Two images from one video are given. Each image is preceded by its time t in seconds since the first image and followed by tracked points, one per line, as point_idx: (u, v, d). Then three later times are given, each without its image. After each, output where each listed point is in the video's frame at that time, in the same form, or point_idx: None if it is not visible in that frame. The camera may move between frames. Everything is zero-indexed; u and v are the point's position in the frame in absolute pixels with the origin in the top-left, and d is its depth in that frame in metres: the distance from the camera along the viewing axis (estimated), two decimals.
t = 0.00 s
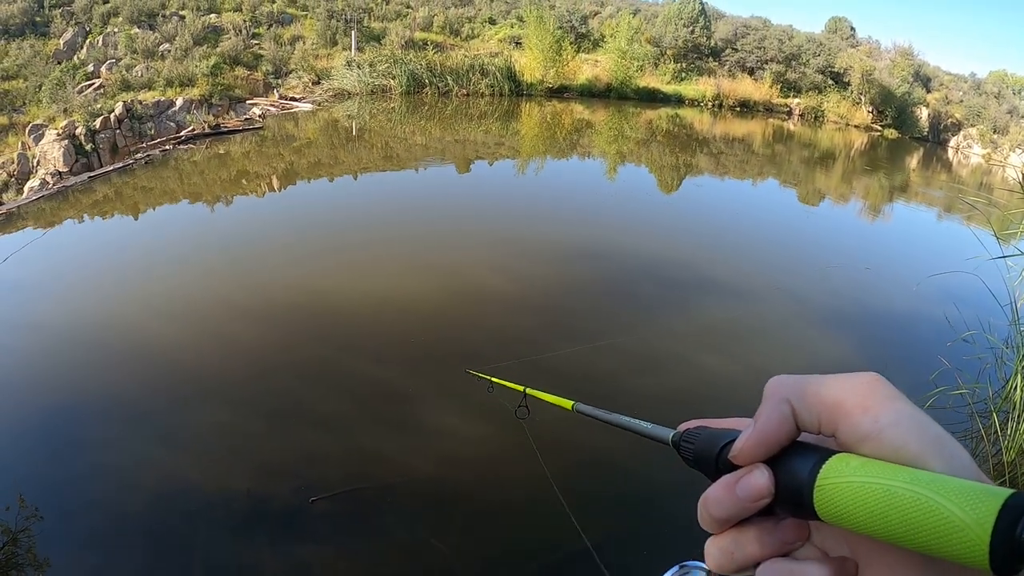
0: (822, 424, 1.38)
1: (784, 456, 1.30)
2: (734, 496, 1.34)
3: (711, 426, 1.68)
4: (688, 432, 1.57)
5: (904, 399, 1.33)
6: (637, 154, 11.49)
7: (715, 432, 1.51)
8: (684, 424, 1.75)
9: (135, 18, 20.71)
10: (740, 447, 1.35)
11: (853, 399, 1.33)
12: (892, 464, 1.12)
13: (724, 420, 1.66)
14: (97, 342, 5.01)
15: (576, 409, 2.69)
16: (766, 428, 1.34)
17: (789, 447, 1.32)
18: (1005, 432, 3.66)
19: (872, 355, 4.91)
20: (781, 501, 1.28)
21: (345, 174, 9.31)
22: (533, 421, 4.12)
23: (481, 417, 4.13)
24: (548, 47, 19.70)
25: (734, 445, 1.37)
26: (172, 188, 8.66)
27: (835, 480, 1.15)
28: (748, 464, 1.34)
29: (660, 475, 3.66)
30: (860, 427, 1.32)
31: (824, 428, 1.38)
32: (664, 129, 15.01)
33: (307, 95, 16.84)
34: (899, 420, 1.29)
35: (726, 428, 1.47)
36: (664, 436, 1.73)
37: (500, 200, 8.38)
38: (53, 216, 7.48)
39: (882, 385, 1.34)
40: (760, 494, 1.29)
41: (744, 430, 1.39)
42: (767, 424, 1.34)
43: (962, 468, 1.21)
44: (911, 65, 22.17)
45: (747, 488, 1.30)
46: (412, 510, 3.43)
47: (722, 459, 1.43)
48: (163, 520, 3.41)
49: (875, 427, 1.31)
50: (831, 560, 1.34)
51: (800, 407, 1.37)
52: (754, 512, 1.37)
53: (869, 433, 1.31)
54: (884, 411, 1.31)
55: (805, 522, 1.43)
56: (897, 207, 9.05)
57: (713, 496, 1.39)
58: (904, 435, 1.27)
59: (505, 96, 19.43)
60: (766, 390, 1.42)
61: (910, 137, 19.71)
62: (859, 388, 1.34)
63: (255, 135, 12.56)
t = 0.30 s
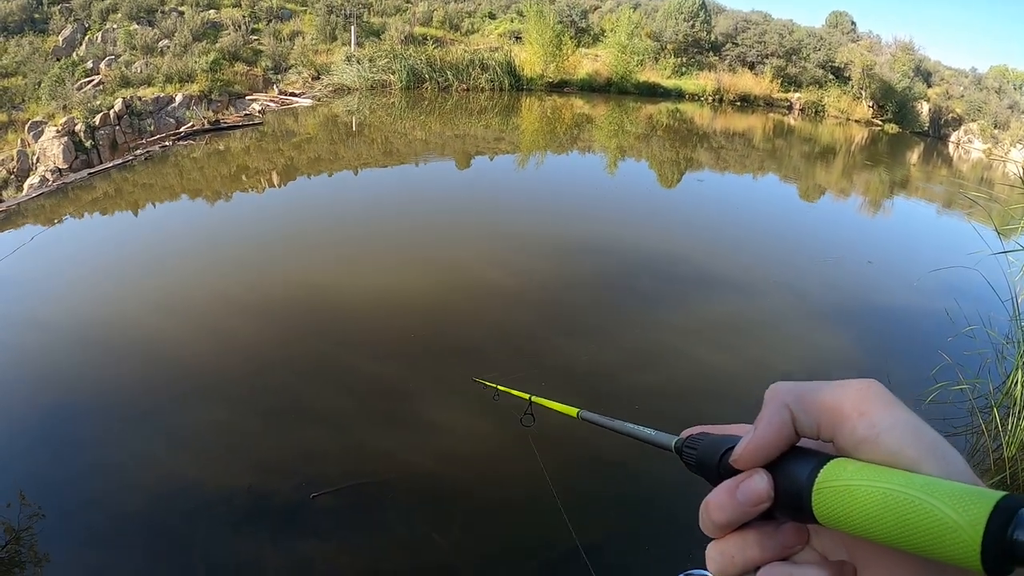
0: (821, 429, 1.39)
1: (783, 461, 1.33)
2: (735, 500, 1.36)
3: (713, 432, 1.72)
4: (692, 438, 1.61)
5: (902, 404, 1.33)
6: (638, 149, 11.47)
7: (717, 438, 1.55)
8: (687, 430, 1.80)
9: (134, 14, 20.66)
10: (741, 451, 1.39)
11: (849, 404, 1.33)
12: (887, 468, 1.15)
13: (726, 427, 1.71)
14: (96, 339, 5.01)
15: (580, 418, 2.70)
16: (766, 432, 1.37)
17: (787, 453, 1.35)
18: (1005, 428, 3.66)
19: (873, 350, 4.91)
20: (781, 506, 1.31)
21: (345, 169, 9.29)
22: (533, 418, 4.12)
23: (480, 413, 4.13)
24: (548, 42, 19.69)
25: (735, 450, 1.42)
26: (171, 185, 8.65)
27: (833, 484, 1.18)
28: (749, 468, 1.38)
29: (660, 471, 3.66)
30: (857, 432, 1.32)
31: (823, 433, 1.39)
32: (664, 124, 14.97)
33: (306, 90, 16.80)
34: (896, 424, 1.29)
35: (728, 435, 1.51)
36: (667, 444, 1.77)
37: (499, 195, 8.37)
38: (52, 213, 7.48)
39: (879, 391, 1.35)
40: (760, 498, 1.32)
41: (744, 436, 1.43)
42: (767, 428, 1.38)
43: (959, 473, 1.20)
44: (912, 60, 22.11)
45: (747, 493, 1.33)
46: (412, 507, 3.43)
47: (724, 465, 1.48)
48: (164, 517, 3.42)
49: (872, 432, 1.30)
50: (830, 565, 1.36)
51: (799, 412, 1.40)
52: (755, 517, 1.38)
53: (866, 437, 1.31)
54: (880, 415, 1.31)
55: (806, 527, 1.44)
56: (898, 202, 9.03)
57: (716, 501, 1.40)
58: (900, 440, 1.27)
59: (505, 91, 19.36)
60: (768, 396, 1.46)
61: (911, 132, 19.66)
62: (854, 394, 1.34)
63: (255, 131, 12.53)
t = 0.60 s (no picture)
0: (813, 442, 1.39)
1: (777, 474, 1.31)
2: (729, 513, 1.33)
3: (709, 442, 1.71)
4: (686, 449, 1.60)
5: (894, 417, 1.34)
6: (642, 145, 11.45)
7: (711, 449, 1.53)
8: (683, 440, 1.79)
9: (137, 10, 20.66)
10: (733, 463, 1.36)
11: (843, 417, 1.34)
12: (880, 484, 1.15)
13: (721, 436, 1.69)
14: (99, 335, 5.02)
15: (579, 422, 2.64)
16: (759, 445, 1.34)
17: (781, 465, 1.33)
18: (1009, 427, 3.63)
19: (876, 348, 4.90)
20: (774, 518, 1.29)
21: (349, 165, 9.31)
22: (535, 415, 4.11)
23: (482, 409, 4.13)
24: (552, 38, 19.70)
25: (727, 462, 1.39)
26: (175, 180, 8.65)
27: (824, 498, 1.17)
28: (742, 481, 1.35)
29: (662, 468, 3.66)
30: (849, 445, 1.33)
31: (815, 445, 1.40)
32: (669, 120, 14.95)
33: (310, 86, 16.82)
34: (889, 438, 1.29)
35: (721, 446, 1.50)
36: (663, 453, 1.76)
37: (503, 191, 8.36)
38: (56, 209, 7.49)
39: (872, 404, 1.35)
40: (753, 512, 1.29)
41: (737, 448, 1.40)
42: (759, 442, 1.35)
43: (950, 487, 1.21)
44: (917, 57, 22.03)
45: (740, 506, 1.30)
46: (414, 503, 3.43)
47: (717, 478, 1.46)
48: (167, 513, 3.43)
49: (865, 445, 1.31)
50: None
51: (792, 425, 1.38)
52: (751, 528, 1.35)
53: (858, 450, 1.32)
54: (873, 428, 1.31)
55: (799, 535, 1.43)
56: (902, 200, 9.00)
57: (710, 514, 1.38)
58: (893, 453, 1.28)
59: (509, 87, 19.32)
60: (759, 408, 1.43)
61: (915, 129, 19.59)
62: (848, 407, 1.35)
63: (259, 126, 12.54)
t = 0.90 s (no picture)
0: (817, 433, 1.37)
1: (779, 465, 1.29)
2: (733, 505, 1.32)
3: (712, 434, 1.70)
4: (689, 440, 1.58)
5: (899, 409, 1.32)
6: (647, 138, 11.42)
7: (714, 441, 1.52)
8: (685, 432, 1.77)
9: (142, 2, 20.63)
10: (737, 455, 1.34)
11: (846, 408, 1.32)
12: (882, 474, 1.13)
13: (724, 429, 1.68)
14: (105, 326, 5.05)
15: (582, 416, 2.63)
16: (761, 436, 1.33)
17: (784, 457, 1.31)
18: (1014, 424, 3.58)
19: (881, 344, 4.89)
20: (778, 510, 1.27)
21: (354, 157, 9.32)
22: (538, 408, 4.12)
23: (486, 403, 4.13)
24: (558, 31, 19.61)
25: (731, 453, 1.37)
26: (180, 172, 8.67)
27: (827, 489, 1.15)
28: (745, 472, 1.34)
29: (665, 462, 3.66)
30: (853, 436, 1.30)
31: (819, 437, 1.37)
32: (675, 113, 14.90)
33: (315, 78, 16.81)
34: (894, 430, 1.26)
35: (725, 439, 1.49)
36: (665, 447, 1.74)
37: (509, 184, 8.36)
38: (62, 201, 7.52)
39: (876, 396, 1.33)
40: (756, 503, 1.28)
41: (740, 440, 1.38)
42: (763, 433, 1.33)
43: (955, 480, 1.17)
44: (925, 52, 21.89)
45: (743, 498, 1.29)
46: (417, 496, 3.44)
47: (720, 469, 1.44)
48: (171, 504, 3.45)
49: (868, 436, 1.28)
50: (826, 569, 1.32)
51: (795, 417, 1.37)
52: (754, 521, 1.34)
53: (862, 442, 1.29)
54: (878, 419, 1.29)
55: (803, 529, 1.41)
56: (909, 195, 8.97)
57: (713, 505, 1.37)
58: (897, 445, 1.25)
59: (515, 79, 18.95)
60: (763, 400, 1.42)
61: (922, 125, 19.49)
62: (851, 398, 1.33)
63: (264, 118, 12.54)
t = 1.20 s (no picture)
0: (804, 409, 1.30)
1: (774, 432, 1.26)
2: (727, 466, 1.29)
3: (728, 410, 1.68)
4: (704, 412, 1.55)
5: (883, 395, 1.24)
6: (663, 130, 11.33)
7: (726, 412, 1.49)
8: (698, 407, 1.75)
9: None
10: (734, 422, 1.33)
11: (830, 383, 1.24)
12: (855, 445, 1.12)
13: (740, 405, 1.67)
14: (120, 314, 5.08)
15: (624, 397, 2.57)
16: (756, 404, 1.30)
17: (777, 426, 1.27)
18: None
19: (896, 341, 4.84)
20: (770, 475, 1.23)
21: (368, 146, 9.33)
22: (551, 397, 4.10)
23: (501, 394, 4.13)
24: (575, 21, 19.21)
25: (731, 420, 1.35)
26: (196, 161, 8.71)
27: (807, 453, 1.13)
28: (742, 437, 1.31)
29: (681, 455, 3.62)
30: (831, 411, 1.23)
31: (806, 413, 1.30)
32: (690, 105, 14.77)
33: (330, 67, 16.81)
34: (870, 409, 1.19)
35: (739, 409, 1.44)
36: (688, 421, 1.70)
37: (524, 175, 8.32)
38: (77, 189, 7.59)
39: (859, 376, 1.26)
40: (748, 465, 1.25)
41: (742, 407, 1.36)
42: (761, 402, 1.30)
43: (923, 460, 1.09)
44: (943, 46, 21.58)
45: (737, 460, 1.26)
46: (431, 486, 3.44)
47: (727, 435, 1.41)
48: (186, 493, 3.46)
49: (845, 412, 1.21)
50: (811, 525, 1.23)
51: (786, 391, 1.31)
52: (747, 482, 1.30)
53: (840, 417, 1.22)
54: (856, 397, 1.21)
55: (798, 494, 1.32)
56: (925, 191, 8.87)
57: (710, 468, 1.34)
58: (872, 425, 1.17)
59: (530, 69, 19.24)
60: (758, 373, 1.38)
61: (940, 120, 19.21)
62: (836, 374, 1.25)
63: (278, 108, 12.55)
